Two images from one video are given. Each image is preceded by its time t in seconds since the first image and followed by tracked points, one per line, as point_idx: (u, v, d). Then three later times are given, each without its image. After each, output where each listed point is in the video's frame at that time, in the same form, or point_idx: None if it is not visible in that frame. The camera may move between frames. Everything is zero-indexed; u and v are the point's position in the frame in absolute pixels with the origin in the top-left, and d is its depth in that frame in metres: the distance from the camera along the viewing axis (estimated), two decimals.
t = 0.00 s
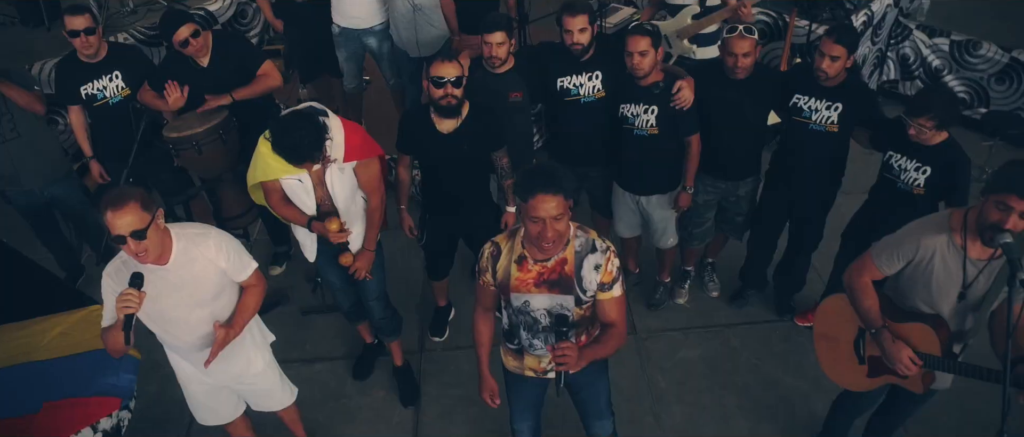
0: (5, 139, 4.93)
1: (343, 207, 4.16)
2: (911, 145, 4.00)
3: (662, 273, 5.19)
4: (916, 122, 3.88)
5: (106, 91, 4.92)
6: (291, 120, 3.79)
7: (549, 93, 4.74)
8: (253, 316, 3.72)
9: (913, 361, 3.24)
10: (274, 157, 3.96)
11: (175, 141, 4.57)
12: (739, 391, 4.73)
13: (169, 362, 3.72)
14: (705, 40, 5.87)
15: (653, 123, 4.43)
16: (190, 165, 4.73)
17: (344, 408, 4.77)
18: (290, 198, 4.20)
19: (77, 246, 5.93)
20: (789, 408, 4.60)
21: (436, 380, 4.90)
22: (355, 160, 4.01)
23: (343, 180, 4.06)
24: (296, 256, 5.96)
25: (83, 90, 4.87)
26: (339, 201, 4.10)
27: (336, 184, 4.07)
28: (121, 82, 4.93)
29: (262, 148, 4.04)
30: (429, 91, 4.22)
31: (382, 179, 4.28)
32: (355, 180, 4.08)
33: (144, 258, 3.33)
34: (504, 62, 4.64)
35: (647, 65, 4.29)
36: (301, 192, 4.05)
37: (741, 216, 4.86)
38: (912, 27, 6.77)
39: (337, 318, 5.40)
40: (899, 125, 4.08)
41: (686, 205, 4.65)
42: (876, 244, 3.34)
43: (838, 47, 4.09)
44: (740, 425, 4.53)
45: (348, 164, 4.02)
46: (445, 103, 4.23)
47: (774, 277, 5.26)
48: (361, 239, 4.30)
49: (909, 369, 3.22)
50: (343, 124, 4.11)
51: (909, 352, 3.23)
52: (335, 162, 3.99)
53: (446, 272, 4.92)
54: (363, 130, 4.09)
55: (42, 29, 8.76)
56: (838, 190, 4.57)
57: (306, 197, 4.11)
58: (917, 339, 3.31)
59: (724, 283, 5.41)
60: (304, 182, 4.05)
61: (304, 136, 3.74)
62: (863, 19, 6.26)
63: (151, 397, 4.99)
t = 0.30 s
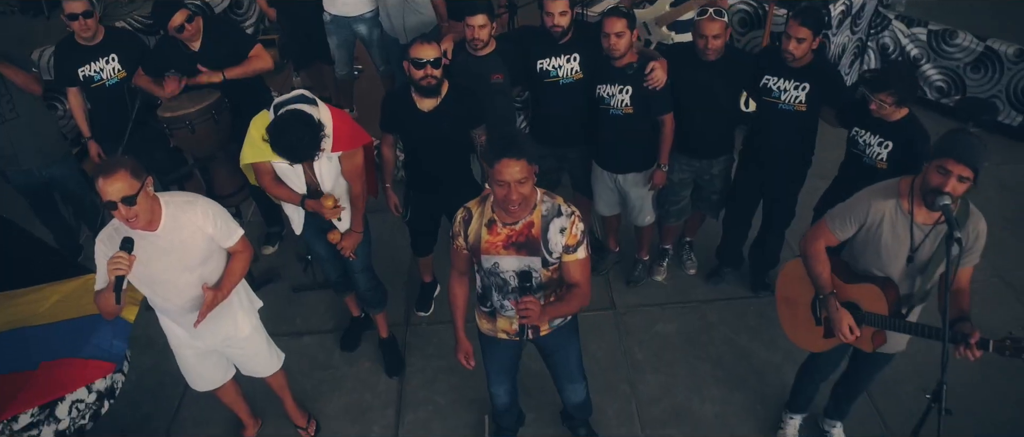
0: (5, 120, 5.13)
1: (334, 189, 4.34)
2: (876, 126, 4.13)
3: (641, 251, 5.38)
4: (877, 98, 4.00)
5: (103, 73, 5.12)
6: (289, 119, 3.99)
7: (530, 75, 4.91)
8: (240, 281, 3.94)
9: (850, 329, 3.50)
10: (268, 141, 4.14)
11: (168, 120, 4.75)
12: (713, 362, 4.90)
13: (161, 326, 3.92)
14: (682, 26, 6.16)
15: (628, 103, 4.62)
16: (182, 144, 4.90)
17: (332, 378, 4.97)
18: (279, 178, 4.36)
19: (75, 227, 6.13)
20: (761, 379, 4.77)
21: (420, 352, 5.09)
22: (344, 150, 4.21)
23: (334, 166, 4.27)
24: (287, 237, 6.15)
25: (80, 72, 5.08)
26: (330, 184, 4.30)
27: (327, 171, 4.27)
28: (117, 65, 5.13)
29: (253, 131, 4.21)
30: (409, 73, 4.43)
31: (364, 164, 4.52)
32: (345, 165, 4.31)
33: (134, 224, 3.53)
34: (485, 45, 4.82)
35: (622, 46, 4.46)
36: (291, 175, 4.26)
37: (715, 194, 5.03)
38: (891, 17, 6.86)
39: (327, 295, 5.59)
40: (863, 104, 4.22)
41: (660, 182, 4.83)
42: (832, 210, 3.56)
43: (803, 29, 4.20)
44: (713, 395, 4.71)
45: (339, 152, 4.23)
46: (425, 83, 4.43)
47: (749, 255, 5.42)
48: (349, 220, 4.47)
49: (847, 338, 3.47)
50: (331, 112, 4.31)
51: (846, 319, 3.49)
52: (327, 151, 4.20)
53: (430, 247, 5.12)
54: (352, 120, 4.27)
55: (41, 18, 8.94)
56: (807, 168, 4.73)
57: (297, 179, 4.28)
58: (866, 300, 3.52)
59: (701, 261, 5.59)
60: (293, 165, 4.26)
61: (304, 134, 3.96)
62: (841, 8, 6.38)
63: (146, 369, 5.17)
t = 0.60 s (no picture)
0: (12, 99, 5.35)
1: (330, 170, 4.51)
2: (839, 92, 4.34)
3: (624, 228, 5.59)
4: (842, 62, 4.18)
5: (105, 55, 5.33)
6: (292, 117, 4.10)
7: (515, 55, 5.09)
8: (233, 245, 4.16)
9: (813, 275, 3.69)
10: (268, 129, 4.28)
11: (169, 98, 4.98)
12: (692, 334, 5.06)
13: (160, 288, 4.14)
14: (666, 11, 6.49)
15: (608, 81, 4.82)
16: (182, 122, 5.15)
17: (323, 348, 5.15)
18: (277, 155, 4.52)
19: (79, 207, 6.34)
20: (737, 350, 4.93)
21: (409, 324, 5.27)
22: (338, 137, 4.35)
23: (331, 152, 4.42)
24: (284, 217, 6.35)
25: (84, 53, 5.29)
26: (328, 170, 4.47)
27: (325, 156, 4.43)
28: (119, 46, 5.35)
29: (254, 115, 4.33)
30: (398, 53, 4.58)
31: (359, 142, 4.67)
32: (342, 151, 4.46)
33: (132, 187, 3.74)
34: (471, 26, 5.02)
35: (603, 26, 4.64)
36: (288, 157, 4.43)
37: (694, 172, 5.23)
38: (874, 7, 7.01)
39: (320, 271, 5.78)
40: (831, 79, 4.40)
41: (640, 159, 5.05)
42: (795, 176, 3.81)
43: (770, 10, 4.37)
44: (691, 365, 4.87)
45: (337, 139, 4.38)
46: (414, 62, 4.61)
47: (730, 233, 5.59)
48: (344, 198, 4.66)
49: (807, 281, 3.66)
50: (328, 98, 4.41)
51: (808, 265, 3.70)
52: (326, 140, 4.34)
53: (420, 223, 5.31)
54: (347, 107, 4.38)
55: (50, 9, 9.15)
56: (781, 145, 4.91)
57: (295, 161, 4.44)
58: (829, 263, 3.70)
59: (683, 240, 5.76)
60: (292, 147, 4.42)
61: (307, 135, 4.10)
62: None
63: (146, 340, 5.36)
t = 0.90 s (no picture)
0: (29, 78, 5.62)
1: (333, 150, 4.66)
2: (814, 67, 4.66)
3: (613, 209, 5.77)
4: (818, 30, 4.47)
5: (117, 37, 5.59)
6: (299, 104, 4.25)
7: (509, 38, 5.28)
8: (236, 210, 4.40)
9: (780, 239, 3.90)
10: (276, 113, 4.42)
11: (178, 76, 5.21)
12: (676, 308, 5.25)
13: (166, 251, 4.38)
14: None
15: (597, 63, 5.03)
16: (191, 101, 5.36)
17: (321, 318, 5.37)
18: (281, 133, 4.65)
19: (91, 186, 6.59)
20: (720, 323, 5.11)
21: (404, 297, 5.49)
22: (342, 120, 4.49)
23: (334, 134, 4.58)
24: (287, 198, 6.58)
25: (98, 36, 5.58)
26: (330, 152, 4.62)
27: (328, 137, 4.58)
28: (130, 29, 5.60)
29: (260, 98, 4.46)
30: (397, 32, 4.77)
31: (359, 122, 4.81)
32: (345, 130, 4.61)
33: (141, 152, 3.98)
34: (467, 10, 5.21)
35: (592, 11, 4.83)
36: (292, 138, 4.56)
37: (681, 153, 5.45)
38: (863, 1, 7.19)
39: (321, 248, 6.00)
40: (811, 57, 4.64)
41: (628, 138, 5.25)
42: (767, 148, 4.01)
43: None
44: (674, 336, 5.06)
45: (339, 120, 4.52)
46: (412, 41, 4.80)
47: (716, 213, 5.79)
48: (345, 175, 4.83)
49: (774, 247, 3.88)
50: (330, 82, 4.52)
51: (775, 229, 3.92)
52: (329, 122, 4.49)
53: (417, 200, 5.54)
54: (348, 91, 4.52)
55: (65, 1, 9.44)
56: (764, 125, 5.10)
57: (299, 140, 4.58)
58: (800, 228, 3.88)
59: (672, 221, 5.96)
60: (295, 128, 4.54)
61: (311, 119, 4.26)
62: None
63: (152, 311, 5.58)
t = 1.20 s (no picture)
0: (56, 63, 5.89)
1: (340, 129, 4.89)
2: (806, 54, 4.85)
3: (612, 196, 5.96)
4: (811, 11, 4.64)
5: (140, 25, 5.83)
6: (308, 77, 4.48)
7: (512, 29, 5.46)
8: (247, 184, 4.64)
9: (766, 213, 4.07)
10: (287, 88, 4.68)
11: (197, 61, 5.47)
12: (671, 290, 5.42)
13: (181, 222, 4.63)
14: None
15: (595, 52, 5.20)
16: (209, 85, 5.60)
17: (329, 295, 5.59)
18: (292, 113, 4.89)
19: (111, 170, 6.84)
20: (713, 305, 5.27)
21: (409, 276, 5.70)
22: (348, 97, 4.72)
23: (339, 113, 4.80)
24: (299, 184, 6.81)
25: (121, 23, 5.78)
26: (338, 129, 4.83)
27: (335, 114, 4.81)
28: (152, 17, 5.87)
29: (273, 75, 4.73)
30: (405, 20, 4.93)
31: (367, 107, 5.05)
32: (352, 110, 4.83)
33: (160, 124, 4.23)
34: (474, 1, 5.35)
35: (590, 4, 5.01)
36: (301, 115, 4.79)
37: (678, 140, 5.64)
38: (863, 2, 7.38)
39: (330, 231, 6.22)
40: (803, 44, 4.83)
41: (625, 125, 5.41)
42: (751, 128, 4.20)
43: None
44: (668, 316, 5.22)
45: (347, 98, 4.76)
46: (420, 28, 4.97)
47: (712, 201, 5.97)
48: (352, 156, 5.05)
49: (759, 220, 4.05)
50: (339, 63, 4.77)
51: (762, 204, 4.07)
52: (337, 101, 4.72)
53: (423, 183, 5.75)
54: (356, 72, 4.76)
55: None
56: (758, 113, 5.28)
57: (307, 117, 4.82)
58: (785, 204, 4.05)
59: (670, 209, 6.14)
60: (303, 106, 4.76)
61: (320, 91, 4.49)
62: None
63: (167, 286, 5.81)
